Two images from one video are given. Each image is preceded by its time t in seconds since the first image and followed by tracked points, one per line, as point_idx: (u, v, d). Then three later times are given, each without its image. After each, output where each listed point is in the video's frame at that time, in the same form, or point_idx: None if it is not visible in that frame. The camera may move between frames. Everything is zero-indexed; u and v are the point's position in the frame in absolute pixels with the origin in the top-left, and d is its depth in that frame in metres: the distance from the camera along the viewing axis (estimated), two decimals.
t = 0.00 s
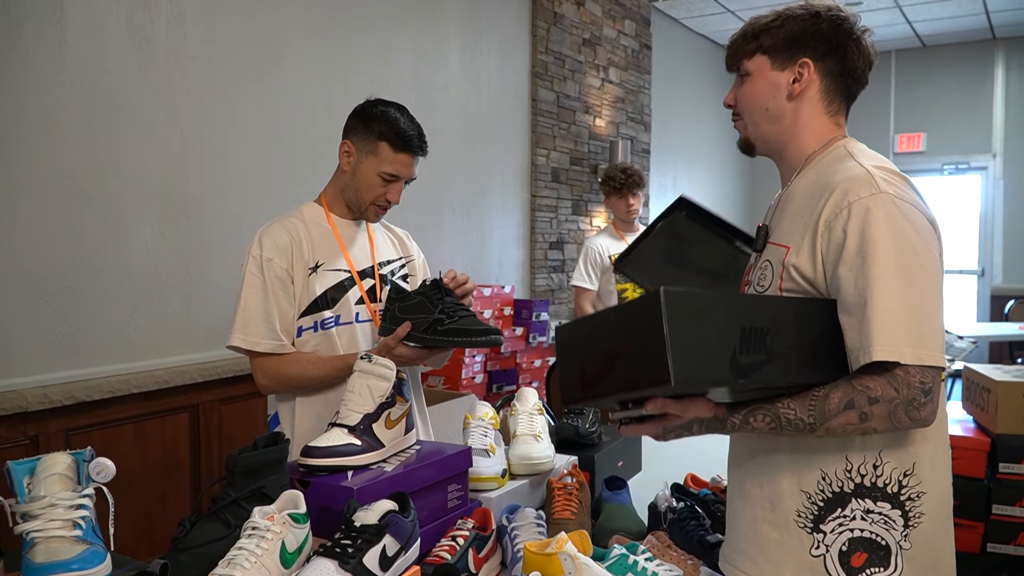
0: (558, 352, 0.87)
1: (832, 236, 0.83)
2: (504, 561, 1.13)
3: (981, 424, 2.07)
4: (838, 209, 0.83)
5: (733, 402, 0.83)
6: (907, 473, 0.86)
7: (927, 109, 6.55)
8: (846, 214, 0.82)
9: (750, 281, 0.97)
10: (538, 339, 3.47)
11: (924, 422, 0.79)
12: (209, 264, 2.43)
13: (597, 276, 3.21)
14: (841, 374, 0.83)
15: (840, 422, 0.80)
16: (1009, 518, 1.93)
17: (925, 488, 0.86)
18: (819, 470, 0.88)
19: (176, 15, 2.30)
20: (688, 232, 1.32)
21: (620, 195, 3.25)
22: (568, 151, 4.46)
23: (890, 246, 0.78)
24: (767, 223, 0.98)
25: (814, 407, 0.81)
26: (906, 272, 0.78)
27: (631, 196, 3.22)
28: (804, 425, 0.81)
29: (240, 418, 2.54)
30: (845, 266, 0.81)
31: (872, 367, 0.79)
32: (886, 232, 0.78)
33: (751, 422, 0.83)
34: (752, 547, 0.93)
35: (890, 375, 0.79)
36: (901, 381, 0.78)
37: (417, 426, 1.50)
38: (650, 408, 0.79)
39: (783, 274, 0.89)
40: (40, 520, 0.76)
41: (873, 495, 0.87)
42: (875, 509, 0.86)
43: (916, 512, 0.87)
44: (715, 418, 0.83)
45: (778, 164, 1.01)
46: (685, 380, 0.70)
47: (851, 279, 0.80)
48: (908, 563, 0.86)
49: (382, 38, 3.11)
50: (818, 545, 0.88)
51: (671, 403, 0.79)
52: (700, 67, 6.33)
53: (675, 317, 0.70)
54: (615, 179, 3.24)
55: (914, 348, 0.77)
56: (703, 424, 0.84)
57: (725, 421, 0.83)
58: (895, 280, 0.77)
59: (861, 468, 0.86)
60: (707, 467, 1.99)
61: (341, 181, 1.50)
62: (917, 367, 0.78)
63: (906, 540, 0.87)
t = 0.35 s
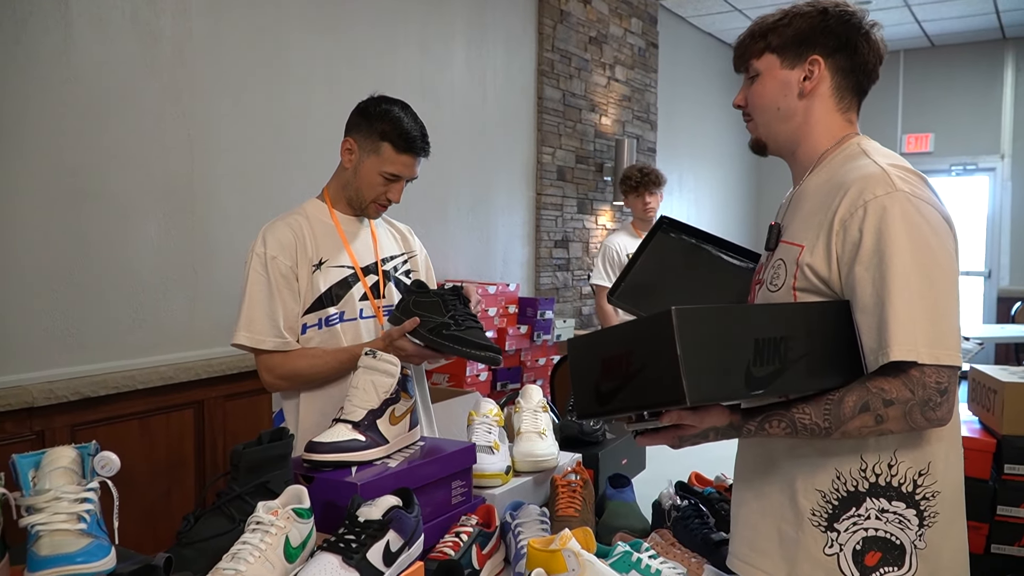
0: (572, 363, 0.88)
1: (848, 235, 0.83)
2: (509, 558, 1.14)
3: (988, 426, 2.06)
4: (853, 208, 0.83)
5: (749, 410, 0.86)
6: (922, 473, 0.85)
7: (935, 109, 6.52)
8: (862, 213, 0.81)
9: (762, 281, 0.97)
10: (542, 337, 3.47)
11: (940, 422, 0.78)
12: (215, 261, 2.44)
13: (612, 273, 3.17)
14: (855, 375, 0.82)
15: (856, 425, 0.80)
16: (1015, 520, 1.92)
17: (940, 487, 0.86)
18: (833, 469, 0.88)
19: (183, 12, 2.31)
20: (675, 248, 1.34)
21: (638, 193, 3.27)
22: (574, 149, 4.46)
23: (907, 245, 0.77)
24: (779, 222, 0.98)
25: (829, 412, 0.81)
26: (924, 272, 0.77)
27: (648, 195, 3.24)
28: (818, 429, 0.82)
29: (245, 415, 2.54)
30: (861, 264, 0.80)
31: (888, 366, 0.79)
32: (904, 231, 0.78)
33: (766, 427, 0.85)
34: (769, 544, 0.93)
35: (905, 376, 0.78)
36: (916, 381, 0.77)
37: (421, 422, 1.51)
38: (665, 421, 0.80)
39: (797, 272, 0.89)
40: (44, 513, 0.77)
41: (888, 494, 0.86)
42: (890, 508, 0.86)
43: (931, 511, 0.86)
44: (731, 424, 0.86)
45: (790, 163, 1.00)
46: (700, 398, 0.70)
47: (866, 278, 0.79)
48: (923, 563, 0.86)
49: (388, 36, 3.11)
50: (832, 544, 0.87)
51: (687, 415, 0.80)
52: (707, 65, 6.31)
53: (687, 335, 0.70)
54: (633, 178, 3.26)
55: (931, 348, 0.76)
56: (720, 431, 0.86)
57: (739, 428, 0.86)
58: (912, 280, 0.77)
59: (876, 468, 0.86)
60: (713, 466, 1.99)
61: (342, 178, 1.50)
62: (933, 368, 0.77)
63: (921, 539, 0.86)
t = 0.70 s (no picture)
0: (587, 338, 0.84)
1: (868, 224, 0.82)
2: (515, 548, 1.14)
3: (999, 417, 2.04)
4: (873, 197, 0.82)
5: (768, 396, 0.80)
6: (938, 468, 0.85)
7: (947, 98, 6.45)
8: (881, 202, 0.80)
9: (779, 272, 0.96)
10: (550, 328, 3.47)
11: (956, 414, 0.78)
12: (223, 253, 2.44)
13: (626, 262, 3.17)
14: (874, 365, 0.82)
15: (877, 415, 0.78)
16: None
17: (956, 482, 0.86)
18: (848, 466, 0.87)
19: (190, 3, 2.30)
20: (715, 222, 1.35)
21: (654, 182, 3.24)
22: (581, 140, 4.44)
23: (927, 235, 0.77)
24: (796, 212, 0.97)
25: (851, 400, 0.78)
26: (943, 263, 0.76)
27: (664, 185, 3.22)
28: (840, 419, 0.79)
29: (254, 405, 2.56)
30: (881, 254, 0.79)
31: (909, 357, 0.78)
32: (924, 221, 0.77)
33: (783, 414, 0.81)
34: (781, 543, 0.92)
35: (926, 366, 0.77)
36: (937, 372, 0.77)
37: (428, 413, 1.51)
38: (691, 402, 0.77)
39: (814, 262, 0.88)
40: (54, 501, 0.77)
41: (904, 491, 0.86)
42: (906, 504, 0.86)
43: (947, 507, 0.86)
44: (748, 409, 0.81)
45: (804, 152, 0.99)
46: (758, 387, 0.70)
47: (885, 268, 0.79)
48: (938, 559, 0.86)
49: (395, 27, 3.10)
50: (848, 542, 0.87)
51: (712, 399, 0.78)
52: (716, 55, 6.26)
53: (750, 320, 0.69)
54: (650, 167, 3.24)
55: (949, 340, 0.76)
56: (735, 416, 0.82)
57: (756, 413, 0.82)
58: (932, 271, 0.76)
59: (892, 464, 0.85)
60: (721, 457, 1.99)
61: (345, 168, 1.49)
62: (951, 360, 0.77)
63: (937, 535, 0.86)
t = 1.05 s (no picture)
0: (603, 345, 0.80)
1: (895, 215, 0.80)
2: (523, 541, 1.13)
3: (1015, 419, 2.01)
4: (901, 187, 0.80)
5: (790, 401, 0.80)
6: (967, 473, 0.83)
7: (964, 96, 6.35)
8: (910, 192, 0.79)
9: (801, 267, 0.94)
10: (560, 322, 3.47)
11: (990, 417, 0.77)
12: (235, 242, 2.45)
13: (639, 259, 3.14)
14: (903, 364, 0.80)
15: (907, 419, 0.77)
16: None
17: (986, 488, 0.84)
18: (872, 470, 0.86)
19: None
20: (727, 253, 1.29)
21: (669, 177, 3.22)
22: (594, 134, 4.41)
23: (959, 227, 0.75)
24: (819, 204, 0.95)
25: (878, 404, 0.78)
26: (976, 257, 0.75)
27: (679, 180, 3.20)
28: (866, 424, 0.78)
29: (265, 394, 2.57)
30: (911, 247, 0.78)
31: (942, 356, 0.77)
32: (954, 212, 0.75)
33: (808, 419, 0.79)
34: (797, 548, 0.91)
35: (958, 368, 0.76)
36: (969, 374, 0.76)
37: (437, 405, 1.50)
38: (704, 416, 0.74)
39: (838, 255, 0.87)
40: (65, 486, 0.78)
41: (930, 496, 0.84)
42: (932, 510, 0.84)
43: (975, 514, 0.84)
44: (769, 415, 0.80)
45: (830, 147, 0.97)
46: (782, 408, 0.68)
47: (914, 262, 0.78)
48: (964, 567, 0.84)
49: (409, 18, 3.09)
50: (869, 548, 0.86)
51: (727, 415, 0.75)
52: (730, 50, 6.20)
53: (771, 340, 0.67)
54: (666, 162, 3.21)
55: (982, 339, 0.74)
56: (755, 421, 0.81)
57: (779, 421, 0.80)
58: (964, 265, 0.74)
59: (917, 468, 0.84)
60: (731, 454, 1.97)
61: (355, 158, 1.48)
62: (984, 360, 0.75)
63: (963, 542, 0.84)
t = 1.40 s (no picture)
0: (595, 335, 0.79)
1: (912, 208, 0.79)
2: (533, 537, 1.13)
3: None
4: (920, 180, 0.78)
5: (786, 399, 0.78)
6: (985, 481, 0.81)
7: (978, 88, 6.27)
8: (928, 186, 0.77)
9: (816, 261, 0.94)
10: (570, 317, 3.46)
11: (999, 426, 0.75)
12: (246, 240, 2.46)
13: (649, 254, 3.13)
14: (914, 365, 0.80)
15: (904, 424, 0.76)
16: None
17: (1007, 499, 0.82)
18: (887, 476, 0.84)
19: None
20: (740, 240, 1.28)
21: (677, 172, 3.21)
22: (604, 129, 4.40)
23: (980, 223, 0.74)
24: (838, 196, 0.94)
25: (875, 406, 0.77)
26: (996, 255, 0.73)
27: (688, 175, 3.19)
28: (862, 426, 0.77)
29: (276, 390, 2.59)
30: (928, 244, 0.76)
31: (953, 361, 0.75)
32: (975, 208, 0.74)
33: (802, 418, 0.78)
34: (810, 555, 0.90)
35: (963, 375, 0.75)
36: (976, 381, 0.74)
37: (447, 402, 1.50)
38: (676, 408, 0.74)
39: (853, 250, 0.86)
40: (75, 483, 0.78)
41: (947, 505, 0.82)
42: (949, 521, 0.82)
43: (995, 526, 0.82)
44: (762, 412, 0.79)
45: (857, 132, 0.96)
46: (737, 399, 0.67)
47: (931, 260, 0.76)
48: None
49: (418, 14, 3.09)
50: (883, 559, 0.85)
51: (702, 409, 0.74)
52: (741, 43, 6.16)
53: (727, 329, 0.66)
54: (674, 156, 3.20)
55: (996, 343, 0.73)
56: (750, 418, 0.79)
57: (771, 415, 0.79)
58: (983, 265, 0.73)
59: (933, 475, 0.82)
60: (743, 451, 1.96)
61: (364, 151, 1.48)
62: (995, 367, 0.74)
63: (982, 556, 0.82)
